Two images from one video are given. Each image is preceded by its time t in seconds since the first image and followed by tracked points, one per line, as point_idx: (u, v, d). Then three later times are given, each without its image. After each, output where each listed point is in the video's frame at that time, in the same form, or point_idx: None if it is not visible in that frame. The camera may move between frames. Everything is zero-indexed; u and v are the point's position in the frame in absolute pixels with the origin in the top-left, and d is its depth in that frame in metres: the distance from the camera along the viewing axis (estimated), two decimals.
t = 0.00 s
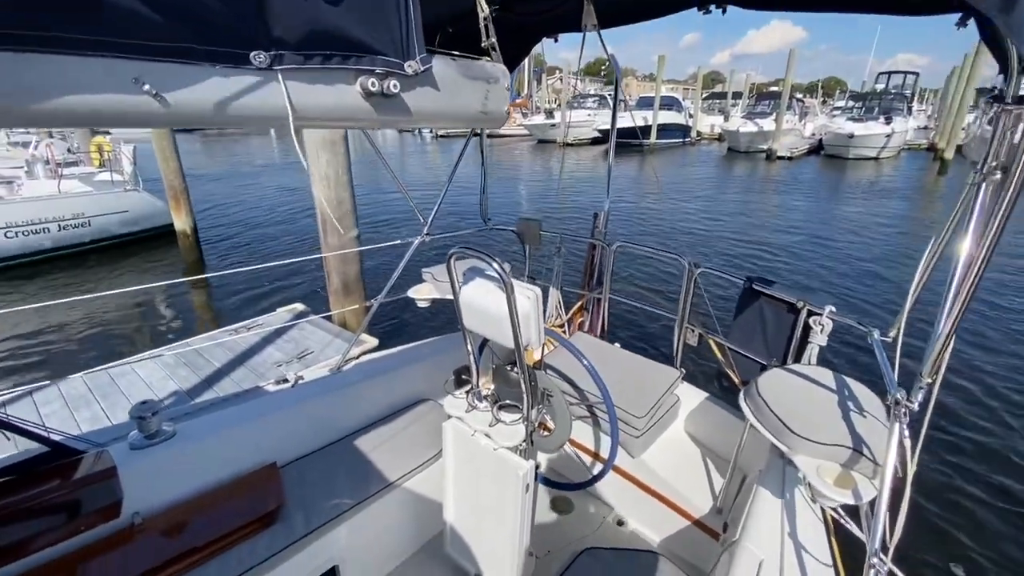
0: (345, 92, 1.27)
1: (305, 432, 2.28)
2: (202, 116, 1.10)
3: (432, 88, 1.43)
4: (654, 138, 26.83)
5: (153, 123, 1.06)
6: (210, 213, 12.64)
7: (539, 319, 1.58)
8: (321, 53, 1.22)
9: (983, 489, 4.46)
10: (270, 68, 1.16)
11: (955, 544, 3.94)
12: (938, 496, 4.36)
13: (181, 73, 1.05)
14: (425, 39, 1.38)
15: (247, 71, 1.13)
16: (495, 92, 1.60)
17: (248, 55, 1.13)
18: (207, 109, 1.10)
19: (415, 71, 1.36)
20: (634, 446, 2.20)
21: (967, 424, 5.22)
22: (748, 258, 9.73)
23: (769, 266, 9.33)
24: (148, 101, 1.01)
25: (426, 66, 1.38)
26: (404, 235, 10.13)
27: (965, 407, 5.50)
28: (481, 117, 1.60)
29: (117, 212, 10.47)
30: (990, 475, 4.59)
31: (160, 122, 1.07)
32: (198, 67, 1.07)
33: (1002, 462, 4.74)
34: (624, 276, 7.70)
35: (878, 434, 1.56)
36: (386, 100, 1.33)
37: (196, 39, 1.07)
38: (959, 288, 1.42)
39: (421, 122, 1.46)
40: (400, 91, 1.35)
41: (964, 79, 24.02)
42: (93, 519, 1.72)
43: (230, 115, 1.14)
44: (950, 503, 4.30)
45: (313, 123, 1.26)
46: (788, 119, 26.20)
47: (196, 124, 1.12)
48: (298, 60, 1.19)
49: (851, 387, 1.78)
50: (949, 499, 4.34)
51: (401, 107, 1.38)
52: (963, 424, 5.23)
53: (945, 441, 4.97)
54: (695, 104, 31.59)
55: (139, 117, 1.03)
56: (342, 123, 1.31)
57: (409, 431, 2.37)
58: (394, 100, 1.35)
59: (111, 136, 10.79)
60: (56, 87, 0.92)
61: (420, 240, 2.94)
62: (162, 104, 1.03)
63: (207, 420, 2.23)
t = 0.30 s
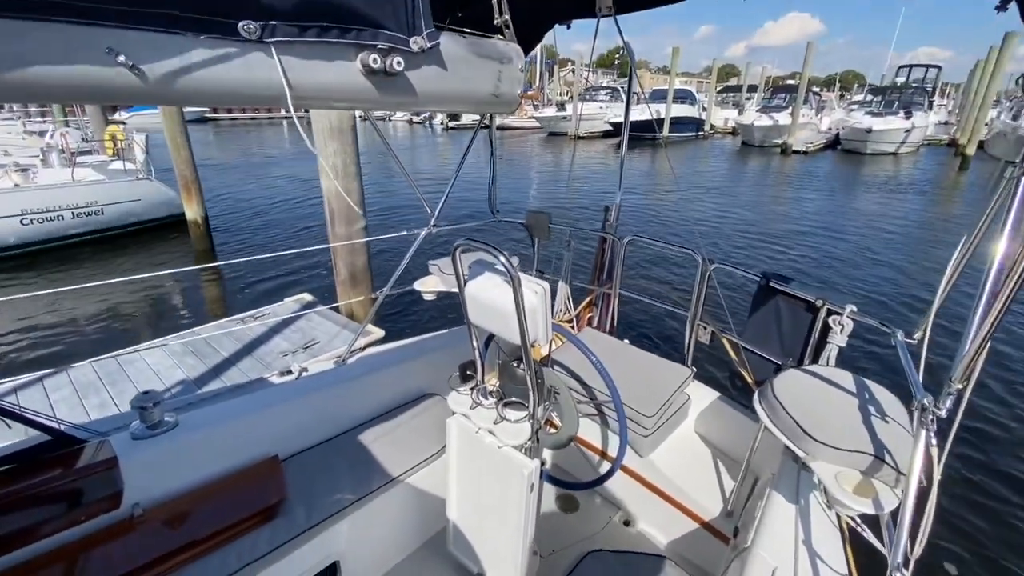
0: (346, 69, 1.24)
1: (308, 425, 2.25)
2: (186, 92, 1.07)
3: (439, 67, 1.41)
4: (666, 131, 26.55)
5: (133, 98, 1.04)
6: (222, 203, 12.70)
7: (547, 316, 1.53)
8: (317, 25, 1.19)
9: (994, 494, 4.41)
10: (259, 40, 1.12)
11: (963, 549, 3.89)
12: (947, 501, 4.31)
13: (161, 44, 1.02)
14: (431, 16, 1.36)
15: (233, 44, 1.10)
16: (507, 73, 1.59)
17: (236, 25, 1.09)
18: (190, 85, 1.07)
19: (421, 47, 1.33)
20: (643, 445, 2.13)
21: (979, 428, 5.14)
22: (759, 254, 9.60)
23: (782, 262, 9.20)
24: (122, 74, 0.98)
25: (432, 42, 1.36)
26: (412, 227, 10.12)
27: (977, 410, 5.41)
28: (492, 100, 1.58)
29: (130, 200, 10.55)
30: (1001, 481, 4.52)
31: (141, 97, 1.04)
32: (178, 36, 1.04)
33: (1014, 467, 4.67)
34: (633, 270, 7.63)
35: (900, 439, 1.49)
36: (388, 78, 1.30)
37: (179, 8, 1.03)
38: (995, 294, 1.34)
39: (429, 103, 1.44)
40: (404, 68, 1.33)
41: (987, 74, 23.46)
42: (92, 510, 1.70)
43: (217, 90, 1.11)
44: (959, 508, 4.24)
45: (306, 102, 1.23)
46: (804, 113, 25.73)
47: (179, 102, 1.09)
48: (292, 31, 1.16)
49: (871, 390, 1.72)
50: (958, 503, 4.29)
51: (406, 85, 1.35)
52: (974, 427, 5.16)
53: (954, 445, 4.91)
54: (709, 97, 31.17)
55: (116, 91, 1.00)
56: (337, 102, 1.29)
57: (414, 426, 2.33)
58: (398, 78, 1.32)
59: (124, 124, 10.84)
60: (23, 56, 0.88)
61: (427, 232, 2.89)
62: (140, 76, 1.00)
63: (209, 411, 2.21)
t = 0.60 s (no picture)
0: (350, 54, 1.20)
1: (317, 420, 2.24)
2: (179, 76, 1.03)
3: (449, 53, 1.37)
4: (682, 125, 26.18)
5: (124, 84, 1.00)
6: (237, 194, 12.81)
7: (560, 315, 1.48)
8: (319, 7, 1.14)
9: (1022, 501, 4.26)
10: (257, 22, 1.08)
11: (988, 556, 3.78)
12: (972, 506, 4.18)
13: (152, 26, 0.97)
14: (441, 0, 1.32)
15: (229, 27, 1.06)
16: (522, 61, 1.54)
17: (232, 7, 1.05)
18: (183, 69, 1.03)
19: (430, 32, 1.29)
20: (656, 448, 2.09)
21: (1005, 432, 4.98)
22: (777, 251, 9.42)
23: (800, 259, 9.01)
24: (108, 57, 0.93)
25: (442, 27, 1.32)
26: (425, 220, 10.10)
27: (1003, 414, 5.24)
28: (505, 88, 1.53)
29: (147, 191, 10.67)
30: None
31: (132, 82, 1.00)
32: (170, 17, 0.99)
33: None
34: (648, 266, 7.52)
35: (929, 450, 1.43)
36: (394, 63, 1.26)
37: None
38: None
39: (438, 89, 1.40)
40: (412, 54, 1.29)
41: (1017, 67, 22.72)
42: (100, 502, 1.70)
43: (212, 75, 1.07)
44: (984, 513, 4.11)
45: (306, 90, 1.20)
46: (825, 107, 25.18)
47: (172, 87, 1.05)
48: (292, 14, 1.12)
49: (898, 397, 1.65)
50: (983, 508, 4.16)
51: (414, 71, 1.31)
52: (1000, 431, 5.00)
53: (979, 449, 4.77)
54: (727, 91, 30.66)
55: (104, 76, 0.96)
56: (339, 90, 1.25)
57: (422, 423, 2.30)
58: (405, 64, 1.28)
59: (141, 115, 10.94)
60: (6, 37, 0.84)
61: (439, 226, 2.84)
62: (130, 60, 0.96)
63: (218, 404, 2.20)
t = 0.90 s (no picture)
0: (351, 44, 1.17)
1: (326, 416, 2.23)
2: (168, 66, 1.00)
3: (456, 44, 1.33)
4: (701, 119, 25.76)
5: (108, 74, 0.96)
6: (255, 187, 12.94)
7: (572, 316, 1.44)
8: None
9: None
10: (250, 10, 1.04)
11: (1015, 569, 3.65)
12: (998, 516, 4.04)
13: (135, 13, 0.93)
14: None
15: (220, 15, 1.02)
16: (532, 52, 1.50)
17: None
18: (171, 58, 0.98)
19: (435, 21, 1.25)
20: (670, 453, 2.04)
21: None
22: (797, 250, 9.22)
23: (820, 259, 8.82)
24: (91, 45, 0.90)
25: (447, 16, 1.28)
26: (440, 214, 10.10)
27: None
28: (515, 81, 1.50)
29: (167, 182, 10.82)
30: None
31: (118, 72, 0.96)
32: (158, 5, 0.96)
33: None
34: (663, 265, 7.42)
35: (961, 464, 1.35)
36: (397, 53, 1.22)
37: None
38: None
39: (445, 81, 1.36)
40: (416, 44, 1.25)
41: None
42: (111, 495, 1.71)
43: (201, 65, 1.03)
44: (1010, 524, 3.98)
45: (304, 83, 1.16)
46: (849, 101, 24.58)
47: (158, 76, 1.01)
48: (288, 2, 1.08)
49: (927, 407, 1.57)
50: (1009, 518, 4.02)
51: (418, 63, 1.27)
52: None
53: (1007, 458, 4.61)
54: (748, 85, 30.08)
55: (88, 64, 0.92)
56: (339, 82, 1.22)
57: (432, 421, 2.28)
58: (410, 55, 1.25)
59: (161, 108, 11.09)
60: None
61: (451, 223, 2.80)
62: (115, 49, 0.92)
63: (229, 399, 2.20)
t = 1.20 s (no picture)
0: (366, 49, 1.16)
1: (341, 412, 2.25)
2: (179, 73, 0.99)
3: (471, 48, 1.31)
4: (723, 114, 25.33)
5: (120, 82, 0.95)
6: (275, 181, 13.12)
7: (587, 320, 1.42)
8: None
9: None
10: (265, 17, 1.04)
11: None
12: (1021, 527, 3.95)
13: (148, 20, 0.93)
14: None
15: (235, 24, 1.02)
16: (549, 53, 1.48)
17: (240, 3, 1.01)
18: (183, 64, 0.98)
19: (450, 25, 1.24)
20: (684, 456, 2.01)
21: None
22: (819, 249, 9.05)
23: (843, 259, 8.63)
24: (107, 55, 0.90)
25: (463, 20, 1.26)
26: (457, 210, 10.13)
27: None
28: (532, 84, 1.48)
29: (190, 175, 11.04)
30: None
31: (132, 80, 0.96)
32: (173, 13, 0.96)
33: None
34: (681, 264, 7.35)
35: (989, 479, 1.31)
36: (412, 58, 1.20)
37: None
38: None
39: (460, 85, 1.34)
40: (431, 49, 1.24)
41: None
42: (133, 485, 1.76)
43: (210, 72, 1.03)
44: None
45: (317, 87, 1.15)
46: (877, 95, 23.89)
47: (169, 84, 1.00)
48: (302, 7, 1.07)
49: (954, 418, 1.53)
50: None
51: (433, 68, 1.26)
52: None
53: None
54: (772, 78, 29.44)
55: (102, 73, 0.92)
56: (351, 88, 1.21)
57: (445, 420, 2.29)
58: (425, 59, 1.23)
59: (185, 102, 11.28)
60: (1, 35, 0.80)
61: (467, 221, 2.79)
62: (132, 58, 0.92)
63: (246, 393, 2.23)
